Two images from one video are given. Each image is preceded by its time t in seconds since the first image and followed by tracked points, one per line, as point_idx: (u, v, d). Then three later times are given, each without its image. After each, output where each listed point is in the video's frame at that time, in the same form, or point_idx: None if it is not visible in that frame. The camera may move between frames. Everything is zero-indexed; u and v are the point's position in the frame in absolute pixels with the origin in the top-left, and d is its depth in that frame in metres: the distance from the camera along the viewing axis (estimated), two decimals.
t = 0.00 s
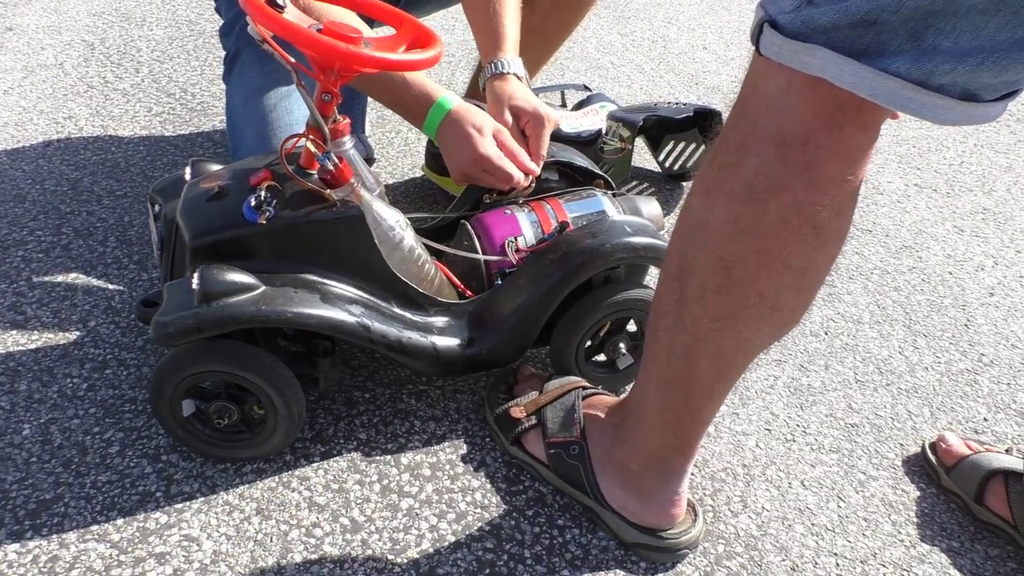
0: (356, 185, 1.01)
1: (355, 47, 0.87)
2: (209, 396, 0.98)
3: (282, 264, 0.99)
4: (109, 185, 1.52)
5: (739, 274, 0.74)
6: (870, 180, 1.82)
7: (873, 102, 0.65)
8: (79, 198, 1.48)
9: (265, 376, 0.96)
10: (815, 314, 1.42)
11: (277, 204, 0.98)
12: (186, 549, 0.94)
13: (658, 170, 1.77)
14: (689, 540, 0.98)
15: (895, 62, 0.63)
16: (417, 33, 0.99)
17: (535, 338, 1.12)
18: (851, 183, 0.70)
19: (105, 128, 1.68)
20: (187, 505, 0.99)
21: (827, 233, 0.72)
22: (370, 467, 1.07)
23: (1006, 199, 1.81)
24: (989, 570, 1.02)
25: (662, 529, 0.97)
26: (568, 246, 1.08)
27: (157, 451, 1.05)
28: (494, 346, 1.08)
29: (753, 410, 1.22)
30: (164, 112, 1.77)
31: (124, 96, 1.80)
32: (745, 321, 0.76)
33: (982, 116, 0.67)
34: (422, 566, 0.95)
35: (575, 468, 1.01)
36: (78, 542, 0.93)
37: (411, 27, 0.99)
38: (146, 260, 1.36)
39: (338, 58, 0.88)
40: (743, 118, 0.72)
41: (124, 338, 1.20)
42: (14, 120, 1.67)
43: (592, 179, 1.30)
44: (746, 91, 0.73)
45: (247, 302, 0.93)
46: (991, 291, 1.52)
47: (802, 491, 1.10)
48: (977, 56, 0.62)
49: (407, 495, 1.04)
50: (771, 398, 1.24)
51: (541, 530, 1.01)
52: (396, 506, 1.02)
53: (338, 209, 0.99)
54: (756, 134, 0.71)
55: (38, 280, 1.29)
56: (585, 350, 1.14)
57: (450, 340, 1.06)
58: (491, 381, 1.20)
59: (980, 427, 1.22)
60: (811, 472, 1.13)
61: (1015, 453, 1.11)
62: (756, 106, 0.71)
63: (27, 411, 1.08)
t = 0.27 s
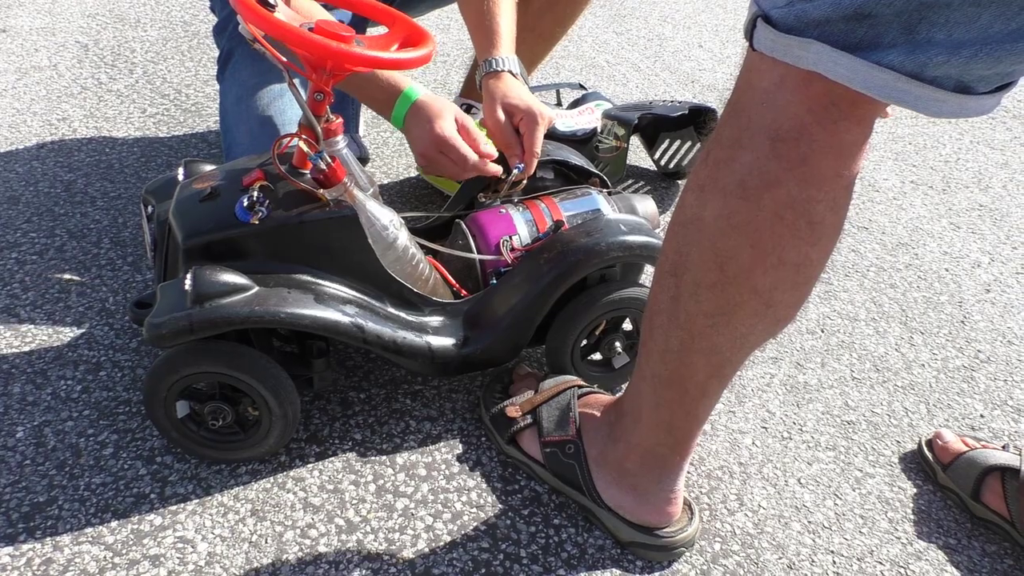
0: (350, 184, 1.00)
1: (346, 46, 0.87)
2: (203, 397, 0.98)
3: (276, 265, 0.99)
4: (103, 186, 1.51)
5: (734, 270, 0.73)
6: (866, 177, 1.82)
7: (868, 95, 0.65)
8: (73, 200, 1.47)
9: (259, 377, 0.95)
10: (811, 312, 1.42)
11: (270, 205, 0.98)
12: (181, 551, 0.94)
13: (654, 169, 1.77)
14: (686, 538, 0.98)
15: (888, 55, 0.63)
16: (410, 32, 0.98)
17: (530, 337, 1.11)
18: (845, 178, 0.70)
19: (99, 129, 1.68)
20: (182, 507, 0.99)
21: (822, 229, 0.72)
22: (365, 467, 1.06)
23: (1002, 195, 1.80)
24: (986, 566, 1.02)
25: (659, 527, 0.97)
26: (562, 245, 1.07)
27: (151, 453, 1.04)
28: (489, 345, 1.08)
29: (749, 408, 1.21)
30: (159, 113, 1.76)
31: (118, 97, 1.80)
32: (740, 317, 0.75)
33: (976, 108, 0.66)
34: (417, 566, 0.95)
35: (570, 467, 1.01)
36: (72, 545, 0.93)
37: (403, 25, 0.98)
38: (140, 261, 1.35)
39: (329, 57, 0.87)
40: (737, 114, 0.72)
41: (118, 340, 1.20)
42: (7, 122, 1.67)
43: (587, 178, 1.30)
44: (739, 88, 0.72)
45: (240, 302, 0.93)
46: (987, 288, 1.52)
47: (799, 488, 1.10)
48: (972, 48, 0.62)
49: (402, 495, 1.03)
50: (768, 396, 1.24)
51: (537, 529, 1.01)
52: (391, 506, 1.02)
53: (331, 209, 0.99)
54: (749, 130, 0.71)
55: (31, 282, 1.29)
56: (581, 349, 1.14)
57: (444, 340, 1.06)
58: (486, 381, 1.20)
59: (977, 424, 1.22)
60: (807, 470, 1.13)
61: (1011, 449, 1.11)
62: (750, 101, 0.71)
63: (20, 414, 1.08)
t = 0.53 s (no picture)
0: (345, 181, 0.99)
1: (341, 42, 0.87)
2: (199, 395, 0.98)
3: (272, 263, 0.98)
4: (98, 186, 1.51)
5: (733, 265, 0.73)
6: (863, 173, 1.82)
7: (868, 89, 0.65)
8: (68, 199, 1.47)
9: (255, 375, 0.95)
10: (808, 308, 1.41)
11: (265, 203, 0.97)
12: (177, 550, 0.93)
13: (651, 166, 1.77)
14: (683, 534, 0.98)
15: (889, 48, 0.63)
16: (404, 27, 0.98)
17: (527, 335, 1.11)
18: (844, 173, 0.70)
19: (94, 128, 1.68)
20: (178, 506, 0.98)
21: (821, 224, 0.72)
22: (361, 465, 1.06)
23: (999, 191, 1.80)
24: (983, 562, 1.02)
25: (657, 523, 0.96)
26: (559, 242, 1.07)
27: (147, 452, 1.04)
28: (486, 343, 1.07)
29: (747, 405, 1.21)
30: (154, 112, 1.76)
31: (113, 96, 1.79)
32: (739, 312, 0.75)
33: (977, 101, 0.66)
34: (414, 564, 0.95)
35: (568, 464, 1.01)
36: (67, 545, 0.93)
37: (397, 20, 0.98)
38: (135, 260, 1.35)
39: (325, 54, 0.87)
40: (736, 109, 0.72)
41: (114, 339, 1.20)
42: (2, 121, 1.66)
43: (584, 175, 1.29)
44: (738, 83, 0.72)
45: (235, 301, 0.92)
46: (984, 283, 1.52)
47: (796, 484, 1.10)
48: (973, 40, 0.61)
49: (399, 493, 1.03)
50: (765, 392, 1.24)
51: (534, 526, 1.01)
52: (388, 504, 1.02)
53: (326, 207, 0.99)
54: (749, 124, 0.71)
55: (26, 282, 1.28)
56: (578, 346, 1.13)
57: (441, 338, 1.06)
58: (483, 378, 1.20)
59: (974, 419, 1.22)
60: (804, 466, 1.13)
61: (1008, 444, 1.11)
62: (749, 96, 0.71)
63: (15, 414, 1.08)
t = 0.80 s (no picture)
0: (341, 178, 0.99)
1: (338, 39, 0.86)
2: (196, 393, 0.97)
3: (268, 260, 0.98)
4: (94, 184, 1.51)
5: (731, 261, 0.73)
6: (860, 170, 1.82)
7: (865, 84, 0.65)
8: (64, 198, 1.47)
9: (252, 373, 0.95)
10: (805, 305, 1.41)
11: (261, 200, 0.97)
12: (174, 548, 0.93)
13: (648, 163, 1.77)
14: (680, 530, 0.98)
15: (885, 43, 0.63)
16: (400, 23, 0.98)
17: (524, 332, 1.11)
18: (842, 168, 0.70)
19: (90, 127, 1.67)
20: (175, 504, 0.98)
21: (819, 219, 0.71)
22: (359, 463, 1.06)
23: (996, 187, 1.80)
24: (981, 557, 1.02)
25: (655, 520, 0.96)
26: (556, 239, 1.07)
27: (144, 451, 1.04)
28: (483, 340, 1.07)
29: (744, 401, 1.21)
30: (150, 111, 1.75)
31: (109, 95, 1.79)
32: (736, 308, 0.75)
33: (973, 97, 0.66)
34: (412, 561, 0.95)
35: (565, 460, 1.01)
36: (64, 543, 0.93)
37: (393, 17, 0.98)
38: (132, 259, 1.35)
39: (321, 51, 0.87)
40: (734, 104, 0.72)
41: (110, 338, 1.19)
42: None
43: (581, 172, 1.29)
44: (736, 78, 0.72)
45: (232, 298, 0.92)
46: (981, 279, 1.52)
47: (793, 480, 1.10)
48: (969, 35, 0.61)
49: (396, 490, 1.03)
50: (762, 388, 1.24)
51: (532, 523, 1.00)
52: (386, 501, 1.02)
53: (322, 204, 0.99)
54: (746, 119, 0.71)
55: (22, 281, 1.28)
56: (575, 343, 1.13)
57: (438, 335, 1.06)
58: (480, 376, 1.20)
59: (971, 415, 1.22)
60: (802, 461, 1.13)
61: (1006, 439, 1.11)
62: (747, 91, 0.70)
63: (12, 413, 1.07)
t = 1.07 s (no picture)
0: (338, 177, 0.99)
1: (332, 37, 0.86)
2: (193, 392, 0.97)
3: (265, 259, 0.98)
4: (91, 183, 1.51)
5: (725, 258, 0.73)
6: (857, 167, 1.82)
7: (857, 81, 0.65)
8: (61, 197, 1.47)
9: (249, 371, 0.95)
10: (802, 302, 1.42)
11: (257, 198, 0.97)
12: (171, 547, 0.93)
13: (645, 161, 1.77)
14: (677, 527, 0.98)
15: (877, 40, 0.63)
16: (397, 22, 0.98)
17: (521, 330, 1.11)
18: (835, 165, 0.70)
19: (87, 126, 1.67)
20: (172, 503, 0.98)
21: (812, 215, 0.72)
22: (356, 461, 1.06)
23: (992, 185, 1.81)
24: (977, 553, 1.03)
25: (651, 517, 0.97)
26: (552, 237, 1.07)
27: (141, 449, 1.04)
28: (480, 338, 1.07)
29: (741, 399, 1.21)
30: (147, 110, 1.75)
31: (105, 94, 1.79)
32: (731, 305, 0.75)
33: (965, 94, 0.66)
34: (409, 559, 0.95)
35: (562, 458, 1.01)
36: (62, 542, 0.93)
37: (390, 16, 0.98)
38: (129, 258, 1.35)
39: (316, 49, 0.87)
40: (726, 102, 0.72)
41: (107, 336, 1.19)
42: None
43: (577, 170, 1.29)
44: (728, 75, 0.72)
45: (228, 297, 0.92)
46: (977, 276, 1.52)
47: (790, 477, 1.10)
48: (959, 32, 0.62)
49: (394, 488, 1.03)
50: (759, 386, 1.24)
51: (529, 521, 1.01)
52: (383, 499, 1.02)
53: (319, 202, 0.99)
54: (739, 116, 0.71)
55: (19, 280, 1.28)
56: (572, 341, 1.13)
57: (435, 333, 1.06)
58: (477, 374, 1.20)
59: (967, 411, 1.23)
60: (799, 458, 1.13)
61: (1002, 436, 1.12)
62: (739, 89, 0.71)
63: (9, 412, 1.07)
